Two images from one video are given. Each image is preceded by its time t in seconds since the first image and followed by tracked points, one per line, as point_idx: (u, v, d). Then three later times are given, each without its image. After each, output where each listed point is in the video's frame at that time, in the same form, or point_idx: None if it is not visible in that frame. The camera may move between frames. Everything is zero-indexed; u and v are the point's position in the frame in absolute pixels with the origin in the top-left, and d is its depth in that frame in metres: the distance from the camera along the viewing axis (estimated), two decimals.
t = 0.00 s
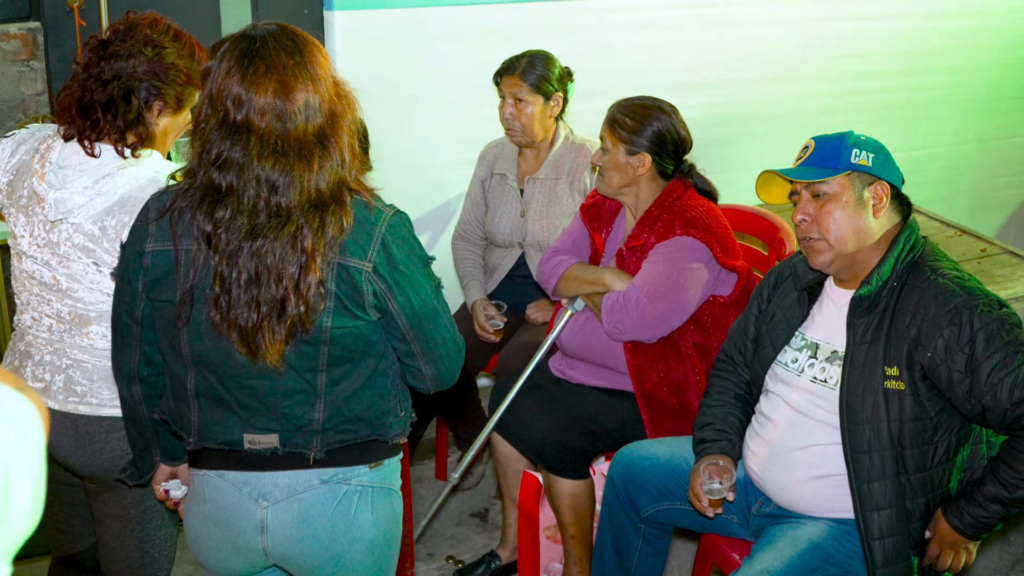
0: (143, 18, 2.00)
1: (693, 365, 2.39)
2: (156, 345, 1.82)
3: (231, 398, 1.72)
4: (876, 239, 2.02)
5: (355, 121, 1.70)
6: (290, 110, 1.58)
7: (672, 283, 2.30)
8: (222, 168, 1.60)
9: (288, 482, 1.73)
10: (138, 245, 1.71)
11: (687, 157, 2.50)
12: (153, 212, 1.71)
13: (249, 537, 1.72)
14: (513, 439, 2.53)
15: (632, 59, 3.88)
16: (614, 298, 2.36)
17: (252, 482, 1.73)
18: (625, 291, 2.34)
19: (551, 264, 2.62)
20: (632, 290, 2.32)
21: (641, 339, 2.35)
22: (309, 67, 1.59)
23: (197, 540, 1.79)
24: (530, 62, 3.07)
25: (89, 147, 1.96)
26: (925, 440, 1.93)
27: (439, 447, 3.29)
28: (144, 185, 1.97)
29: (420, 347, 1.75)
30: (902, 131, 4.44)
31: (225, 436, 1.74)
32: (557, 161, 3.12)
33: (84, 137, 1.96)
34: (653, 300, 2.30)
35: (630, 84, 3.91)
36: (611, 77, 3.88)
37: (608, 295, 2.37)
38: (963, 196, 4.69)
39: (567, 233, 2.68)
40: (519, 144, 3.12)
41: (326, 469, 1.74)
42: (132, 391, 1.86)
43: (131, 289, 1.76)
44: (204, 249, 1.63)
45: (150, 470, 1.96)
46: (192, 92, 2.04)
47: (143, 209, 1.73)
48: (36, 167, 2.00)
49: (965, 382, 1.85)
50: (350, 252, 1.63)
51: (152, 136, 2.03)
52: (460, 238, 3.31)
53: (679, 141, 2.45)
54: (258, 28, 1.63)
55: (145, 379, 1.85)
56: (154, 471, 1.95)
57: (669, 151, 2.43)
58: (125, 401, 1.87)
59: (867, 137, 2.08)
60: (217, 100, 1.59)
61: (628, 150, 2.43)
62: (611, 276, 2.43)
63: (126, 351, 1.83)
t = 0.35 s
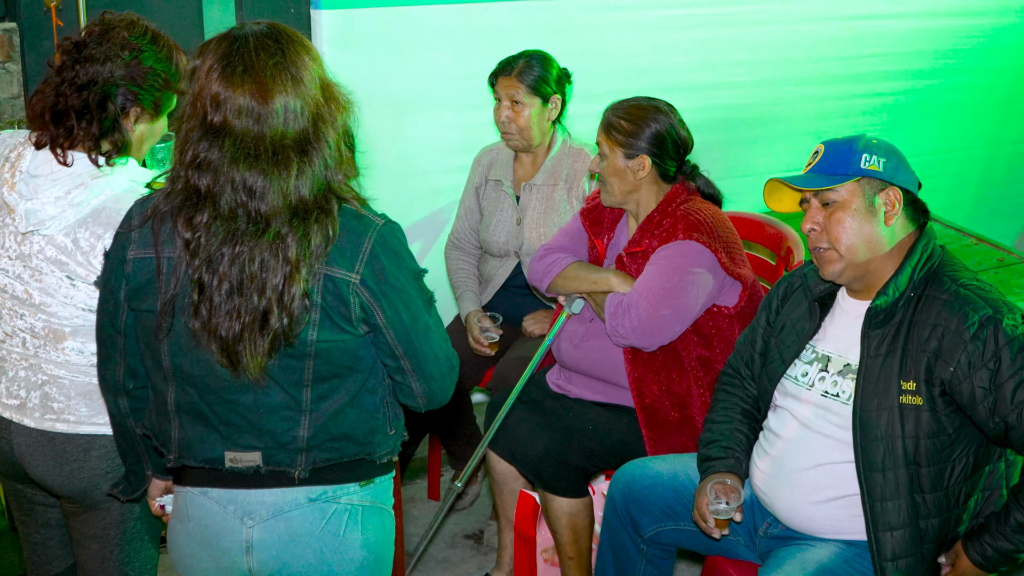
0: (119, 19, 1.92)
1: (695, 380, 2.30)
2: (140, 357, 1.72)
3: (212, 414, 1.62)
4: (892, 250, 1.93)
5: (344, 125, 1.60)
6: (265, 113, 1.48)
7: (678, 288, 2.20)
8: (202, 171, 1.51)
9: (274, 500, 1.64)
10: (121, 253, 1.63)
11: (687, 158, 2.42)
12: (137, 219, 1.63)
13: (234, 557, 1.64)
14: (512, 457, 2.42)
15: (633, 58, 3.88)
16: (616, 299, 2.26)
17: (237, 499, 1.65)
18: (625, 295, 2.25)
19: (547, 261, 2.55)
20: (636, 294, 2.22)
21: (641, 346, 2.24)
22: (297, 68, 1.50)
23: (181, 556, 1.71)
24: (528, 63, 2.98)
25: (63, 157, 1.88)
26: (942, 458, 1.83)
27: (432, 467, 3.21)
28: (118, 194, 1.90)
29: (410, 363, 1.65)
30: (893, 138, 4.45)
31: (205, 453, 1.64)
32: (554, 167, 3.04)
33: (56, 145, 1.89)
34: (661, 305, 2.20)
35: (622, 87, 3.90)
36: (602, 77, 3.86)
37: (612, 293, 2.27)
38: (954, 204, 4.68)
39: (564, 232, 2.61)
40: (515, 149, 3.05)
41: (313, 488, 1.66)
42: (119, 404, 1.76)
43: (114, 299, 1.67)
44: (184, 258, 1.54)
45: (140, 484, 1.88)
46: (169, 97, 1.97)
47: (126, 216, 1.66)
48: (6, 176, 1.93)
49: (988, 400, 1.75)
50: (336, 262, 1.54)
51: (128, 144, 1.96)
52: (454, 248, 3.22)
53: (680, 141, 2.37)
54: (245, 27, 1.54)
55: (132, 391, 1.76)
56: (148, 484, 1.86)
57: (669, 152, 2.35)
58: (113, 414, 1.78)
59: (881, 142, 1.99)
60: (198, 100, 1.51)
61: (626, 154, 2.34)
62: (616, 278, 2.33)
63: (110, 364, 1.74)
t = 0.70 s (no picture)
0: (98, 12, 1.83)
1: (710, 388, 2.20)
2: (124, 368, 1.61)
3: (200, 427, 1.51)
4: (911, 256, 1.83)
5: (338, 121, 1.50)
6: (248, 111, 1.38)
7: (687, 286, 2.11)
8: (186, 170, 1.41)
9: (267, 518, 1.54)
10: (104, 257, 1.52)
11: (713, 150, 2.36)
12: (120, 222, 1.52)
13: None
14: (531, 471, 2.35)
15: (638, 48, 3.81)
16: (632, 287, 2.18)
17: (227, 518, 1.54)
18: (644, 282, 2.17)
19: (558, 237, 2.46)
20: (654, 282, 2.14)
21: (651, 339, 2.15)
22: (286, 61, 1.40)
23: None
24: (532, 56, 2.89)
25: (38, 158, 1.79)
26: (970, 471, 1.74)
27: (429, 485, 3.10)
28: (98, 197, 1.79)
29: (410, 374, 1.55)
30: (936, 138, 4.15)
31: (192, 469, 1.53)
32: (557, 164, 2.95)
33: (31, 146, 1.80)
34: (675, 297, 2.10)
35: (622, 86, 3.84)
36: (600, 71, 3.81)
37: (626, 281, 2.20)
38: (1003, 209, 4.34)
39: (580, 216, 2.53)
40: (518, 147, 2.96)
41: (307, 505, 1.55)
42: (101, 418, 1.66)
43: (97, 307, 1.56)
44: (170, 262, 1.44)
45: (122, 505, 1.76)
46: (151, 95, 1.88)
47: (112, 218, 1.54)
48: None
49: None
50: (332, 267, 1.45)
51: (108, 146, 1.87)
52: (453, 252, 3.13)
53: (704, 133, 2.30)
54: (235, 19, 1.44)
55: (114, 405, 1.65)
56: (130, 502, 1.76)
57: (693, 143, 2.28)
58: (94, 427, 1.67)
59: (897, 143, 1.88)
60: (185, 95, 1.41)
61: (648, 146, 2.28)
62: (635, 266, 2.24)
63: (91, 376, 1.63)
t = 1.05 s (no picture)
0: None
1: (718, 395, 2.11)
2: (105, 376, 1.51)
3: (183, 436, 1.43)
4: (935, 256, 1.74)
5: (327, 116, 1.41)
6: (226, 104, 1.29)
7: (685, 287, 2.02)
8: (165, 166, 1.32)
9: (255, 533, 1.45)
10: (83, 257, 1.43)
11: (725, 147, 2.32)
12: (99, 221, 1.43)
13: None
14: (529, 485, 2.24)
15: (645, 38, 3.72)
16: (630, 287, 2.10)
17: (213, 531, 1.44)
18: (645, 282, 2.08)
19: (556, 233, 2.37)
20: (653, 283, 2.06)
21: (647, 341, 2.06)
22: (270, 53, 1.30)
23: None
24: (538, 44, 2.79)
25: (20, 155, 1.70)
26: (1000, 481, 1.64)
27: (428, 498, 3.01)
28: (81, 195, 1.70)
29: (405, 382, 1.45)
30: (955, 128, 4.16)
31: (176, 481, 1.44)
32: (559, 156, 2.85)
33: (11, 142, 1.71)
34: (671, 298, 2.02)
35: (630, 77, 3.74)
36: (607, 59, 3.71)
37: (624, 281, 2.11)
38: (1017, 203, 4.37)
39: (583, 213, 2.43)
40: (523, 139, 2.86)
41: (298, 520, 1.45)
42: (79, 427, 1.56)
43: (76, 309, 1.47)
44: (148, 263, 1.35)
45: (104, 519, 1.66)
46: (137, 87, 1.79)
47: (90, 216, 1.45)
48: None
49: None
50: (320, 268, 1.36)
51: (92, 141, 1.77)
52: (453, 249, 3.04)
53: (727, 126, 2.26)
54: (218, 7, 1.34)
55: (93, 414, 1.55)
56: (110, 517, 1.65)
57: (717, 136, 2.24)
58: (72, 438, 1.57)
59: (928, 135, 1.78)
60: (164, 87, 1.32)
61: (678, 136, 2.20)
62: (636, 266, 2.16)
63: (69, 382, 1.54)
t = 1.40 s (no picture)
0: None
1: (715, 392, 2.10)
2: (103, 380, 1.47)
3: (190, 439, 1.41)
4: (940, 254, 1.73)
5: (323, 112, 1.40)
6: (220, 102, 1.27)
7: (670, 274, 2.03)
8: (159, 165, 1.30)
9: (264, 537, 1.43)
10: (77, 260, 1.39)
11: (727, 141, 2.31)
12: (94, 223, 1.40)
13: None
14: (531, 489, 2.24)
15: (645, 33, 3.72)
16: (624, 281, 2.11)
17: (220, 537, 1.43)
18: (635, 276, 2.09)
19: (563, 240, 2.35)
20: (642, 275, 2.06)
21: (628, 332, 2.08)
22: (263, 49, 1.28)
23: None
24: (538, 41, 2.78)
25: (14, 156, 1.69)
26: (1002, 481, 1.64)
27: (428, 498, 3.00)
28: (73, 199, 1.66)
29: (411, 375, 1.45)
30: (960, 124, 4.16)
31: (183, 483, 1.42)
32: (563, 156, 2.84)
33: (8, 141, 1.69)
34: (657, 289, 2.02)
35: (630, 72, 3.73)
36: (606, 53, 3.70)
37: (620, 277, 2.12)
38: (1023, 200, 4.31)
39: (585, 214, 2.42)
40: (524, 138, 2.85)
41: (308, 523, 1.44)
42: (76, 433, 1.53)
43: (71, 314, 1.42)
44: (146, 266, 1.33)
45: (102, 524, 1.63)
46: (131, 86, 1.78)
47: (82, 216, 1.41)
48: None
49: None
50: (325, 264, 1.35)
51: (89, 143, 1.76)
52: (453, 248, 3.03)
53: (725, 120, 2.25)
54: (213, 4, 1.33)
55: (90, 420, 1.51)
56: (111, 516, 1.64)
57: (716, 130, 2.23)
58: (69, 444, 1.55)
59: (933, 130, 1.78)
60: (156, 86, 1.30)
61: (677, 133, 2.18)
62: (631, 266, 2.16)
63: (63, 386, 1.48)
